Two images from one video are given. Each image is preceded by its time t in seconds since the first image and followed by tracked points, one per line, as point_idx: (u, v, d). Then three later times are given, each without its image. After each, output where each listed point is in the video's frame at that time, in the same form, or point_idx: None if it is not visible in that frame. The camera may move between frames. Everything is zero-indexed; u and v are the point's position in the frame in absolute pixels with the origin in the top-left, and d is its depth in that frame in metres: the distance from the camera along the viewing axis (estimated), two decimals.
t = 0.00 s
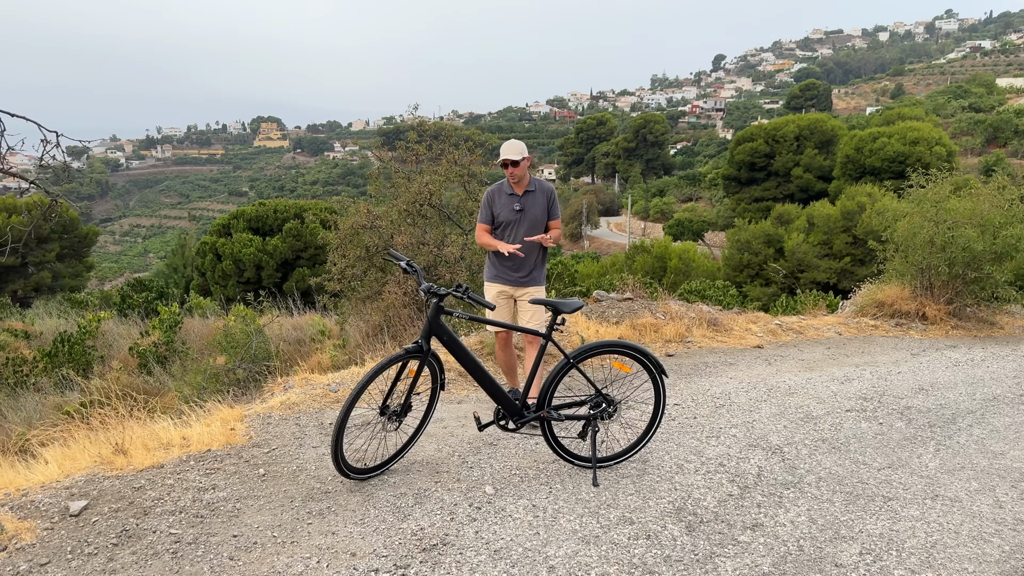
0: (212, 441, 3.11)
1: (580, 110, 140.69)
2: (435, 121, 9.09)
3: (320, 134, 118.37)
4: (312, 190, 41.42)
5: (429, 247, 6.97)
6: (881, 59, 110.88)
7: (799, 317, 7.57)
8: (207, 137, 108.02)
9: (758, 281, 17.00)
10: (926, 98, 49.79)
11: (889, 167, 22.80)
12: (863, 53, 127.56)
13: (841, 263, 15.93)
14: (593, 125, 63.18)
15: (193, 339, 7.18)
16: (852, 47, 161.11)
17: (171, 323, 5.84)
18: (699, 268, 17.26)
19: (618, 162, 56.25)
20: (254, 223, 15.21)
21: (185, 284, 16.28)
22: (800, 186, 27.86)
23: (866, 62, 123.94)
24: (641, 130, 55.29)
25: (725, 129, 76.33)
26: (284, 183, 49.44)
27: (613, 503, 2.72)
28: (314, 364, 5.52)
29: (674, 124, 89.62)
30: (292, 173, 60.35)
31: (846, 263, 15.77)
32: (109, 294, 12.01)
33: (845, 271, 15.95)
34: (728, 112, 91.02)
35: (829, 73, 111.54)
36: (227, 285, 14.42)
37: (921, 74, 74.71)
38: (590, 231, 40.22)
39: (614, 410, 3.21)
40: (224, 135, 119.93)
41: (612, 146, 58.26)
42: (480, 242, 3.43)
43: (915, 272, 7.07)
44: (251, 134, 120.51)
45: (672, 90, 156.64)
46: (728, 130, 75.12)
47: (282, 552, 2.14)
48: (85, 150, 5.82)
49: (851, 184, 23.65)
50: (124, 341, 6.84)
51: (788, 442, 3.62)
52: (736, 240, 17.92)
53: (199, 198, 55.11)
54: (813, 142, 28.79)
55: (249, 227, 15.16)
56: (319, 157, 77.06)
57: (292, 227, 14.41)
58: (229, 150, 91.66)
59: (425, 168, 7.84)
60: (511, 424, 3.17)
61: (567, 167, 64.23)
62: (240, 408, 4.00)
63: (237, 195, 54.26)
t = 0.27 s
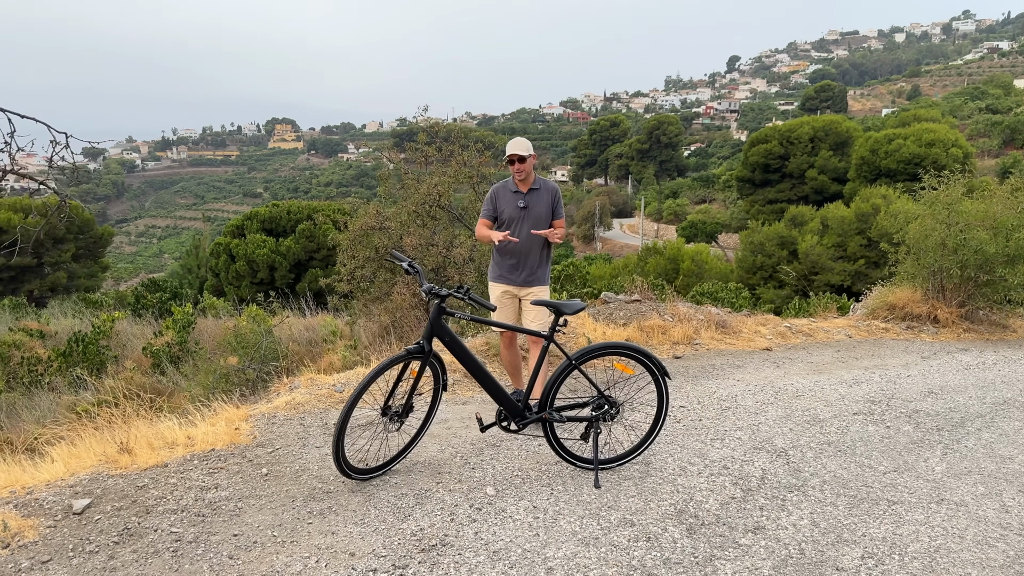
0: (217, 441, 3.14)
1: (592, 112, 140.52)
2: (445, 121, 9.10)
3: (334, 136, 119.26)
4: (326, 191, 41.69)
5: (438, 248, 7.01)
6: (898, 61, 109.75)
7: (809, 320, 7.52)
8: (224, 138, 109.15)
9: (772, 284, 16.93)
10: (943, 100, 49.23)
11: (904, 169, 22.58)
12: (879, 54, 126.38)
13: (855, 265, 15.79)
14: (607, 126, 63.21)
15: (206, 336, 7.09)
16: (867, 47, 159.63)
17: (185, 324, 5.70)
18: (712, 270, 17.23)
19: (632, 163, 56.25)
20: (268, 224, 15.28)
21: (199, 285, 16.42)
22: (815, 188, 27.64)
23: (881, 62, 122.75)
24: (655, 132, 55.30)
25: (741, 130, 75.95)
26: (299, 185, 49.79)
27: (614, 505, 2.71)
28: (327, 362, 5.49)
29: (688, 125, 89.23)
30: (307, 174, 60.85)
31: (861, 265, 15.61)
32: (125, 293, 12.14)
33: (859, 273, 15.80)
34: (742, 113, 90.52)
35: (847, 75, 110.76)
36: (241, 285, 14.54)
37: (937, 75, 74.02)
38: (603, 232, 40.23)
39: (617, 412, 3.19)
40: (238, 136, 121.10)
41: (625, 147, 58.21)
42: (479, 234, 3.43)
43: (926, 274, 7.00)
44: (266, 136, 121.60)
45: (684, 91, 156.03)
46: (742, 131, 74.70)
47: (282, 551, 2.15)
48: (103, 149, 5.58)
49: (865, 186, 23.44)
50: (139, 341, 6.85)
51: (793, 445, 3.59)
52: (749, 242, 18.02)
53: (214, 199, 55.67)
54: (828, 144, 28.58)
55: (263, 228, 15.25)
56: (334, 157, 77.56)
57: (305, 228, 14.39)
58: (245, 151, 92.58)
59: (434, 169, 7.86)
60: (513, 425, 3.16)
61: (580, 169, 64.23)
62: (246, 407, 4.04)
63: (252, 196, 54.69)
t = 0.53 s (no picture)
0: (222, 440, 3.17)
1: (603, 114, 140.40)
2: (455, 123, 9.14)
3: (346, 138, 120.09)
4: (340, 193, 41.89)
5: (446, 250, 7.03)
6: (913, 62, 108.73)
7: (819, 323, 7.47)
8: (237, 140, 110.21)
9: (784, 287, 16.85)
10: (959, 102, 48.75)
11: (919, 171, 22.35)
12: (893, 55, 125.27)
13: (868, 268, 15.66)
14: (620, 128, 63.28)
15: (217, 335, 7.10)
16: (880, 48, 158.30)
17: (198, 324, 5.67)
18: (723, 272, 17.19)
19: (645, 165, 56.21)
20: (281, 226, 15.36)
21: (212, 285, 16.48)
22: (828, 190, 27.46)
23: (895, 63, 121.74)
24: (668, 133, 55.23)
25: (754, 132, 75.52)
26: (312, 186, 50.14)
27: (615, 506, 2.71)
28: (338, 363, 5.51)
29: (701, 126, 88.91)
30: (320, 175, 61.27)
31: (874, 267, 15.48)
32: (139, 293, 12.26)
33: (873, 276, 15.68)
34: (756, 115, 90.07)
35: (861, 76, 109.88)
36: (254, 286, 14.65)
37: (954, 76, 73.17)
38: (615, 233, 40.22)
39: (620, 414, 3.19)
40: (251, 139, 122.26)
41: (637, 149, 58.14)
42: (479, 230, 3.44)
43: (938, 277, 6.93)
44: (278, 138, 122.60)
45: (695, 93, 155.47)
46: (755, 133, 74.32)
47: (283, 550, 2.17)
48: (120, 152, 5.41)
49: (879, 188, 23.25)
50: (151, 341, 6.92)
51: (798, 448, 3.57)
52: (762, 244, 18.01)
53: (227, 201, 56.23)
54: (842, 145, 28.37)
55: (275, 230, 15.35)
56: (347, 159, 77.97)
57: (317, 229, 14.47)
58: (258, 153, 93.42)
59: (443, 171, 7.89)
60: (516, 426, 3.16)
61: (591, 170, 64.21)
62: (252, 408, 4.06)
63: (265, 197, 55.10)
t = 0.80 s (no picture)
0: (227, 440, 3.19)
1: (612, 116, 140.16)
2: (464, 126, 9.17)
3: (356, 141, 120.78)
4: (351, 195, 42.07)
5: (454, 252, 7.06)
6: (926, 65, 107.85)
7: (827, 326, 7.43)
8: (248, 143, 111.10)
9: (795, 290, 16.77)
10: (972, 104, 48.31)
11: (932, 173, 22.17)
12: (905, 56, 124.40)
13: (880, 271, 15.58)
14: (630, 131, 63.33)
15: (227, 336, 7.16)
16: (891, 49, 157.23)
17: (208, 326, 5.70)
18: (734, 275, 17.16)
19: (655, 167, 56.17)
20: (291, 228, 15.43)
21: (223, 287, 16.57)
22: (840, 192, 27.31)
23: (907, 64, 120.89)
24: (678, 136, 55.15)
25: (765, 134, 75.20)
26: (323, 188, 50.41)
27: (617, 508, 2.71)
28: (348, 364, 5.55)
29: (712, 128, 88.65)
30: (330, 177, 61.57)
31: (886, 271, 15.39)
32: (150, 295, 12.34)
33: (884, 279, 15.59)
34: (767, 117, 89.68)
35: (874, 78, 109.13)
36: (264, 288, 14.75)
37: (968, 78, 72.52)
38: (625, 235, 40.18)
39: (622, 416, 3.19)
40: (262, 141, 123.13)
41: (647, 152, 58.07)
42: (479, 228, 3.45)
43: (947, 280, 6.88)
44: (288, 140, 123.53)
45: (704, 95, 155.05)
46: (766, 135, 74.00)
47: (284, 549, 2.19)
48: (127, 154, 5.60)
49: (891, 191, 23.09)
50: (161, 342, 6.98)
51: (802, 451, 3.55)
52: (773, 247, 17.92)
53: (238, 202, 56.67)
54: (854, 147, 28.21)
55: (285, 231, 15.43)
56: (357, 161, 78.35)
57: (327, 231, 14.53)
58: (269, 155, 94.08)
59: (451, 173, 7.92)
60: (518, 428, 3.17)
61: (601, 173, 64.17)
62: (258, 409, 4.09)
63: (277, 199, 55.44)
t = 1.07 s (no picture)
0: (230, 441, 3.22)
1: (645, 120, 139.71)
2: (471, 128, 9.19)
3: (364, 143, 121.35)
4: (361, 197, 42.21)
5: (459, 254, 7.08)
6: (936, 66, 107.21)
7: (834, 328, 7.40)
8: (257, 145, 111.82)
9: (804, 292, 16.71)
10: (984, 106, 47.97)
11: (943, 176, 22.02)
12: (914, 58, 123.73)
13: (891, 274, 15.55)
14: (639, 133, 63.33)
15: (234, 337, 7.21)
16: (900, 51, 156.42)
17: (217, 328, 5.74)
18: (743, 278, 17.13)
19: (664, 169, 56.15)
20: (300, 229, 15.46)
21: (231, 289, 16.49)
22: (850, 195, 27.20)
23: (916, 66, 120.17)
24: (687, 138, 55.07)
25: (775, 136, 74.94)
26: (332, 190, 50.61)
27: (618, 510, 2.71)
28: (355, 366, 5.58)
29: (721, 130, 88.41)
30: (339, 179, 61.79)
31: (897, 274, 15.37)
32: (159, 296, 12.40)
33: (894, 282, 15.54)
34: (776, 119, 89.36)
35: (884, 80, 108.53)
36: (272, 289, 14.82)
37: (978, 80, 72.04)
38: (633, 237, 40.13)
39: (624, 418, 3.19)
40: (271, 144, 123.89)
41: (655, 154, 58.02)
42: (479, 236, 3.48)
43: (954, 283, 6.84)
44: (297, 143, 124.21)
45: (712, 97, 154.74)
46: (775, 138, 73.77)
47: (285, 549, 2.20)
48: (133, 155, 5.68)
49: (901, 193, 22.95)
50: (170, 343, 7.03)
51: (806, 454, 3.54)
52: (781, 249, 17.85)
53: (248, 204, 57.00)
54: (863, 150, 28.09)
55: (294, 233, 15.49)
56: (366, 162, 78.60)
57: (335, 233, 14.59)
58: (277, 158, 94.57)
59: (457, 175, 7.93)
60: (520, 430, 3.17)
61: (609, 175, 64.15)
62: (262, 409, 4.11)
63: (286, 200, 55.65)
